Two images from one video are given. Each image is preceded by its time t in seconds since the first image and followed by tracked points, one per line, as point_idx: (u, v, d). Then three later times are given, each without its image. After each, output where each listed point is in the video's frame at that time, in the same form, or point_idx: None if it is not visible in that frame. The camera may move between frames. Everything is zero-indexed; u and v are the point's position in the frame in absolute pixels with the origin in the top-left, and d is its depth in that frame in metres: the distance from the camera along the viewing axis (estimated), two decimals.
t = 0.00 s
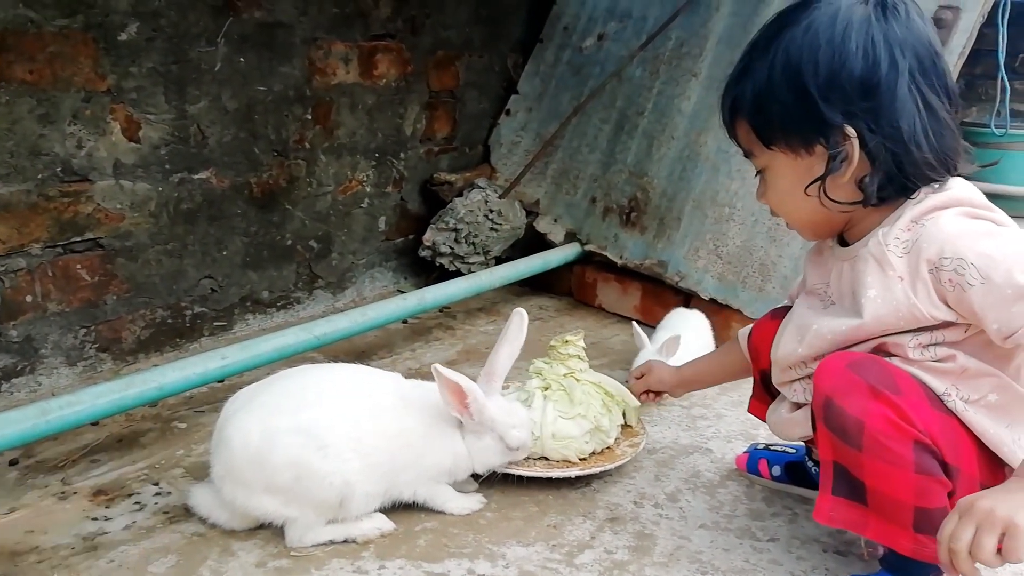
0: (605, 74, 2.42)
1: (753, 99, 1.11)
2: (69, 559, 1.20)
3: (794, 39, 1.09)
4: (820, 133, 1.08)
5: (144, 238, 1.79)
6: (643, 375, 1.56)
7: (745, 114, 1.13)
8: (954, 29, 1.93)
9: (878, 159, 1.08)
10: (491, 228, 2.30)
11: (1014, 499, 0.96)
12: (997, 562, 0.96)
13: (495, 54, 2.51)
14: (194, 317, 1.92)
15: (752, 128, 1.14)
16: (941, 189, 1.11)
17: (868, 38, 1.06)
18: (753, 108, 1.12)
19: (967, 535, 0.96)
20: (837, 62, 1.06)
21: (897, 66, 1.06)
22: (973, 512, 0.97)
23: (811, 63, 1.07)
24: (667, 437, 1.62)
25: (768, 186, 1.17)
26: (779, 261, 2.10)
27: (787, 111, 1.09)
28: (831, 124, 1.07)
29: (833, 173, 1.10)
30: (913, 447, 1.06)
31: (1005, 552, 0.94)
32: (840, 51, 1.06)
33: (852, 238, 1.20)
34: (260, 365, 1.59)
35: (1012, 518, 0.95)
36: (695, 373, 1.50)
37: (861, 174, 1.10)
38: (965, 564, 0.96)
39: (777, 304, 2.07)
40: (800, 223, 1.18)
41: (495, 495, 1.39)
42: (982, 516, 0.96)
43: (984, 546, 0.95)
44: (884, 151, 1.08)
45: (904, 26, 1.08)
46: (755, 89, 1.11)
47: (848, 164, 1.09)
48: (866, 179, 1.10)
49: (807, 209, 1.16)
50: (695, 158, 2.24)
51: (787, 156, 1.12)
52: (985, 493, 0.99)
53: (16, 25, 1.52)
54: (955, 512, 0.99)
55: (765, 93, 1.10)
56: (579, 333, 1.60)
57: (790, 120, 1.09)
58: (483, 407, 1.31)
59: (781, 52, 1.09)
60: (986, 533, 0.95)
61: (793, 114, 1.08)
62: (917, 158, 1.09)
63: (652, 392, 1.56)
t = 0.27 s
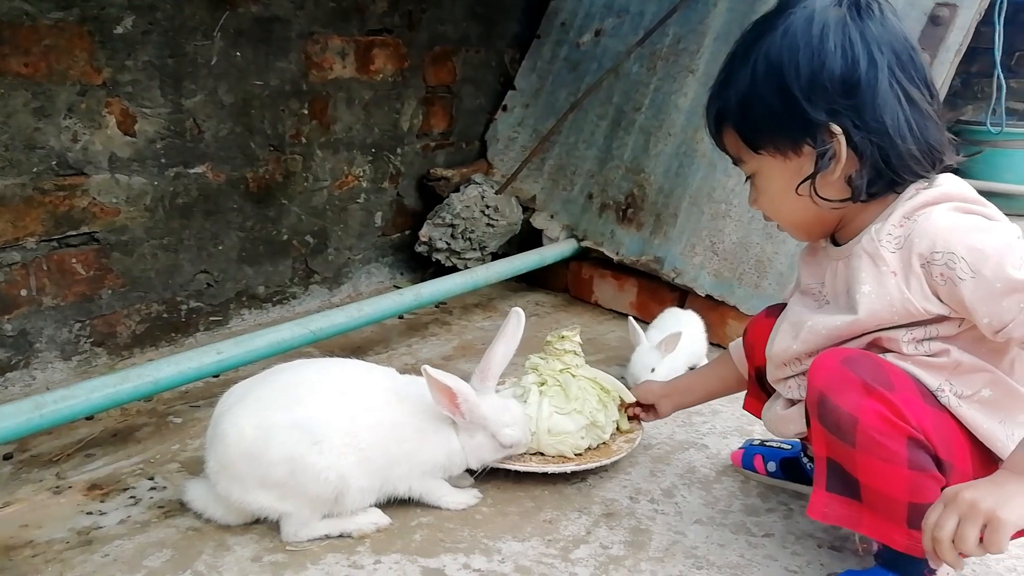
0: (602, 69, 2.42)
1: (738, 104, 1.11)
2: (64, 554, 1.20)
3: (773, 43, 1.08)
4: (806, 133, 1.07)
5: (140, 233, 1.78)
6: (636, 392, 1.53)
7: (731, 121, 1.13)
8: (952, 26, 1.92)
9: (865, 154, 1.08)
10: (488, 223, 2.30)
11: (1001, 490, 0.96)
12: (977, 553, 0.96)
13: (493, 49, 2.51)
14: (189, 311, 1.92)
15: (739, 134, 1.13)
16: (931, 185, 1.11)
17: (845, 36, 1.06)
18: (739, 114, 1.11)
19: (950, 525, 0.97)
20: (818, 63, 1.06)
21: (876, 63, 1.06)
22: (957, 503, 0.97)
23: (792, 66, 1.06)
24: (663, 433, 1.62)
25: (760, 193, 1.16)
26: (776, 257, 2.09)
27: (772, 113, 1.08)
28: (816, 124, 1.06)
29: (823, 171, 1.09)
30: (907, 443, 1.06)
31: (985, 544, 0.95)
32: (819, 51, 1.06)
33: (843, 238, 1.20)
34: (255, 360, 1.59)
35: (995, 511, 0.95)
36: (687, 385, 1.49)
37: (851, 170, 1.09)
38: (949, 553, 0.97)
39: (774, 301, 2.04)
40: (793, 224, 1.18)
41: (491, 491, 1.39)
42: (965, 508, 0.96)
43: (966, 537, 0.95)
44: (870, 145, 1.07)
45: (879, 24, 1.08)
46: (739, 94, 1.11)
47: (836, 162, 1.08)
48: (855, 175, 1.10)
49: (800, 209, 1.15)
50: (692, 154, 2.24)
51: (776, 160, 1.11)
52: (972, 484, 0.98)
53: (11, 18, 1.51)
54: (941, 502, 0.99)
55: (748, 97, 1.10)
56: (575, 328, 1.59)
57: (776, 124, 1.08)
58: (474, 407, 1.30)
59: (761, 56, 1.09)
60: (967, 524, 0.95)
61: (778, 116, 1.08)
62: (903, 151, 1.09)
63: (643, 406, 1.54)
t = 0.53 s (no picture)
0: (596, 67, 2.42)
1: (717, 111, 1.11)
2: (54, 550, 1.19)
3: (748, 49, 1.09)
4: (785, 137, 1.07)
5: (131, 228, 1.78)
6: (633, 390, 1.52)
7: (712, 128, 1.13)
8: (944, 26, 1.93)
9: (844, 154, 1.08)
10: (481, 220, 2.30)
11: (974, 475, 0.93)
12: (945, 534, 0.93)
13: (486, 46, 2.50)
14: (181, 308, 1.91)
15: (720, 142, 1.13)
16: (914, 186, 1.11)
17: (817, 40, 1.07)
18: (719, 121, 1.11)
19: (919, 501, 0.94)
20: (792, 67, 1.06)
21: (850, 64, 1.06)
22: (929, 480, 0.95)
23: (767, 71, 1.07)
24: (655, 430, 1.63)
25: (745, 198, 1.16)
26: (767, 255, 2.08)
27: (751, 119, 1.08)
28: (795, 127, 1.06)
29: (804, 172, 1.09)
30: (892, 440, 1.07)
31: (951, 523, 0.92)
32: (793, 56, 1.06)
33: (831, 239, 1.19)
34: (247, 356, 1.59)
35: (964, 492, 0.92)
36: (688, 386, 1.47)
37: (833, 172, 1.09)
38: (914, 528, 0.94)
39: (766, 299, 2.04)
40: (779, 227, 1.18)
41: (483, 488, 1.39)
42: (936, 486, 0.94)
43: (933, 514, 0.93)
44: (849, 145, 1.07)
45: (850, 26, 1.09)
46: (718, 101, 1.11)
47: (817, 163, 1.08)
48: (837, 177, 1.09)
49: (784, 212, 1.15)
50: (685, 152, 2.24)
51: (758, 166, 1.11)
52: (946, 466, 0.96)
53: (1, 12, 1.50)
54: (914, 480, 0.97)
55: (727, 104, 1.10)
56: (567, 327, 1.62)
57: (755, 129, 1.08)
58: (462, 412, 1.30)
59: (737, 64, 1.09)
60: (937, 502, 0.93)
61: (757, 121, 1.08)
62: (882, 151, 1.08)
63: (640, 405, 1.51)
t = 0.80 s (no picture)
0: (587, 71, 2.42)
1: (710, 117, 1.12)
2: (46, 559, 1.19)
3: (740, 56, 1.10)
4: (778, 142, 1.08)
5: (122, 234, 1.77)
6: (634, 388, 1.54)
7: (705, 134, 1.14)
8: (932, 30, 1.94)
9: (837, 159, 1.08)
10: (473, 225, 2.30)
11: (968, 482, 0.94)
12: (941, 542, 0.94)
13: (477, 51, 2.51)
14: (172, 314, 1.91)
15: (714, 148, 1.14)
16: (904, 190, 1.12)
17: (809, 46, 1.07)
18: (712, 127, 1.12)
19: (914, 510, 0.95)
20: (785, 73, 1.07)
21: (841, 70, 1.07)
22: (924, 489, 0.95)
23: (760, 77, 1.08)
24: (647, 434, 1.63)
25: (738, 203, 1.16)
26: (758, 259, 2.08)
27: (744, 125, 1.09)
28: (788, 133, 1.07)
29: (797, 177, 1.09)
30: (882, 444, 1.08)
31: (946, 531, 0.92)
32: (785, 62, 1.07)
33: (823, 242, 1.20)
34: (239, 363, 1.58)
35: (958, 499, 0.92)
36: (693, 386, 1.48)
37: (825, 177, 1.10)
38: (910, 537, 0.94)
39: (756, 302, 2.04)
40: (772, 232, 1.18)
41: (476, 493, 1.39)
42: (931, 494, 0.94)
43: (929, 523, 0.93)
44: (841, 151, 1.08)
45: (841, 32, 1.10)
46: (711, 107, 1.11)
47: (810, 168, 1.09)
48: (829, 182, 1.10)
49: (777, 217, 1.15)
50: (676, 156, 2.25)
51: (751, 172, 1.12)
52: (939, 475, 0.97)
53: None
54: (908, 488, 0.98)
55: (720, 110, 1.10)
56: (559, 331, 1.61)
57: (748, 135, 1.09)
58: (441, 410, 1.31)
59: (730, 70, 1.10)
60: (932, 509, 0.93)
61: (751, 127, 1.08)
62: (874, 155, 1.09)
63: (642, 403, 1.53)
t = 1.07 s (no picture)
0: (580, 71, 2.43)
1: (706, 117, 1.12)
2: (37, 557, 1.19)
3: (736, 56, 1.10)
4: (773, 142, 1.08)
5: (114, 232, 1.77)
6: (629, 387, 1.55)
7: (701, 134, 1.14)
8: (923, 31, 1.95)
9: (832, 159, 1.09)
10: (466, 224, 2.30)
11: (950, 477, 0.94)
12: (924, 537, 0.94)
13: (471, 50, 2.51)
14: (164, 312, 1.91)
15: (709, 148, 1.14)
16: (896, 191, 1.13)
17: (805, 47, 1.08)
18: (708, 127, 1.12)
19: (897, 506, 0.95)
20: (780, 73, 1.07)
21: (836, 71, 1.08)
22: (906, 486, 0.96)
23: (755, 77, 1.08)
24: (639, 432, 1.64)
25: (733, 203, 1.17)
26: (750, 259, 2.09)
27: (740, 125, 1.09)
28: (783, 133, 1.07)
29: (792, 177, 1.10)
30: (872, 444, 1.08)
31: (929, 526, 0.92)
32: (781, 62, 1.08)
33: (815, 241, 1.20)
34: (231, 361, 1.58)
35: (941, 494, 0.93)
36: (685, 393, 1.49)
37: (820, 177, 1.10)
38: (893, 533, 0.95)
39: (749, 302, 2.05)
40: (767, 232, 1.19)
41: (468, 491, 1.40)
42: (913, 490, 0.95)
43: (912, 518, 0.93)
44: (836, 151, 1.08)
45: (836, 33, 1.10)
46: (706, 107, 1.12)
47: (804, 168, 1.09)
48: (824, 181, 1.10)
49: (772, 216, 1.16)
50: (669, 156, 2.25)
51: (747, 172, 1.12)
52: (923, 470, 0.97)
53: None
54: (891, 485, 0.98)
55: (716, 110, 1.11)
56: (555, 331, 1.60)
57: (744, 135, 1.09)
58: (431, 401, 1.31)
59: (725, 70, 1.11)
60: (914, 505, 0.94)
61: (746, 127, 1.09)
62: (868, 156, 1.10)
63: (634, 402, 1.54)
